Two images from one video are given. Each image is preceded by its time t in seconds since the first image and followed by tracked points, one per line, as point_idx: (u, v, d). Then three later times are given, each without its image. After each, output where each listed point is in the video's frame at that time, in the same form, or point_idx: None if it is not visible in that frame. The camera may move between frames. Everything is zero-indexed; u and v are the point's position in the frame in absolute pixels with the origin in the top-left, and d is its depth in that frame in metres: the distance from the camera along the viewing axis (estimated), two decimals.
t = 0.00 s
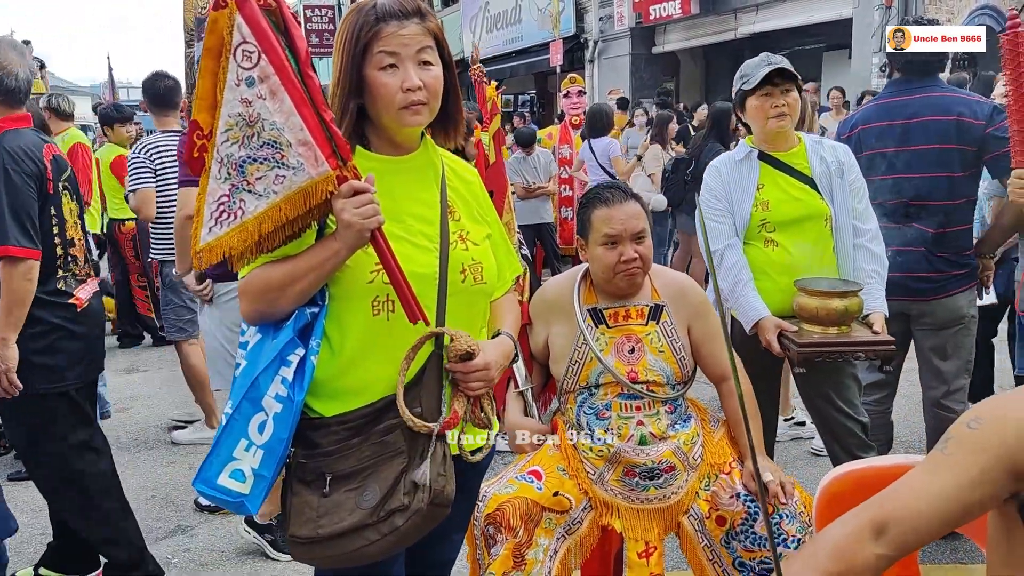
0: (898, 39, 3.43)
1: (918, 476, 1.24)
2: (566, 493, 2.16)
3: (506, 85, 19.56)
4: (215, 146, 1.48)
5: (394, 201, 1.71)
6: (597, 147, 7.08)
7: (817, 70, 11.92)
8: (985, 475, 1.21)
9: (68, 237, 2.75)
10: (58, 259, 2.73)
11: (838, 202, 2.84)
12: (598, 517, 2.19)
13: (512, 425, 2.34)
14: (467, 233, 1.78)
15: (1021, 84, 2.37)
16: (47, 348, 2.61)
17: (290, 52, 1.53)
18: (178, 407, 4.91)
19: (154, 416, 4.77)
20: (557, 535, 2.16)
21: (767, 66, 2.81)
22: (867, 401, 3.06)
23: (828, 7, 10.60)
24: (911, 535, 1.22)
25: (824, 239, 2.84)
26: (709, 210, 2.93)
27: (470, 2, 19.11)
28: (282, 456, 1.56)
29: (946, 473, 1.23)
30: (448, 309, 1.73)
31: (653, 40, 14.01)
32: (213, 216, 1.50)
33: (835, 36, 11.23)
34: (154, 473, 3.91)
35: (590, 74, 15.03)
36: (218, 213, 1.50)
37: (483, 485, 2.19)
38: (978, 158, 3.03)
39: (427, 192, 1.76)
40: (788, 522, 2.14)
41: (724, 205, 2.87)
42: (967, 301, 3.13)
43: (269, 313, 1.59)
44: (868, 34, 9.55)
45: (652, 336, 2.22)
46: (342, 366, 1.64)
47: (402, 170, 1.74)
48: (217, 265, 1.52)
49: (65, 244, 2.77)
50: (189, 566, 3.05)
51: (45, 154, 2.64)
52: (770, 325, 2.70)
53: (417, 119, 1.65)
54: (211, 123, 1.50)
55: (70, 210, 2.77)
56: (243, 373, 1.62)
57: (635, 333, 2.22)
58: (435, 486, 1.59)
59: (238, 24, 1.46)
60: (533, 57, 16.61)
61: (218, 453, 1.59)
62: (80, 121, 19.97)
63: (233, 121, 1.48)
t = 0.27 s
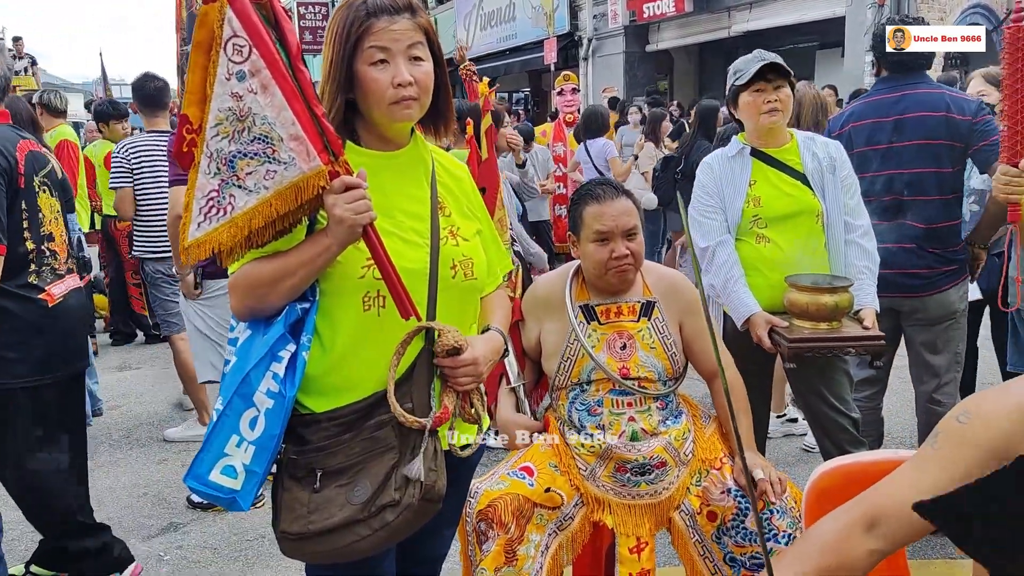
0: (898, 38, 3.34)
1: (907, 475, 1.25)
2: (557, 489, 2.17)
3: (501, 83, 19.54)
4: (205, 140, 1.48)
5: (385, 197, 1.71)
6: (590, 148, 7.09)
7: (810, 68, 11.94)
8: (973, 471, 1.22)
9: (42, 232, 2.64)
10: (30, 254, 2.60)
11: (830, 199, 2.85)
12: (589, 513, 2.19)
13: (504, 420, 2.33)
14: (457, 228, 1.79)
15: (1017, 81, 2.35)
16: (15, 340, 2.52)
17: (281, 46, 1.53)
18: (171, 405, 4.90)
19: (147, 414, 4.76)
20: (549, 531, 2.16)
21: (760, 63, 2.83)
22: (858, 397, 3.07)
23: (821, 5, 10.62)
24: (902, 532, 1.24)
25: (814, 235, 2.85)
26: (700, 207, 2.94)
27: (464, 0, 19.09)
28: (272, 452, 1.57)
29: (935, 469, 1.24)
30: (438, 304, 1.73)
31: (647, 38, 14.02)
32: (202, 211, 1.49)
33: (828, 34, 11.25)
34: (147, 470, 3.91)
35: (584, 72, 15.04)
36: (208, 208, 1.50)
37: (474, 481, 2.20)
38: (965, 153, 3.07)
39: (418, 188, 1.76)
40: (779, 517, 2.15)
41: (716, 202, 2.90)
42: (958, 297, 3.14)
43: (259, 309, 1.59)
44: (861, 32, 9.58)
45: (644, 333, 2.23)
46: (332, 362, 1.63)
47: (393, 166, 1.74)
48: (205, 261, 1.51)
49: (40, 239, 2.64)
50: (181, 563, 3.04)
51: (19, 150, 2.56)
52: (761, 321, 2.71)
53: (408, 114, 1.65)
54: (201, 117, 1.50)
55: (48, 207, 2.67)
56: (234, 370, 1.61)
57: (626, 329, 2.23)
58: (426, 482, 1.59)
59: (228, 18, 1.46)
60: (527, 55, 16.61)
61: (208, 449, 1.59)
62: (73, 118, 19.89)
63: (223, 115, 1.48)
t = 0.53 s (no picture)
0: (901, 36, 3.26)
1: (894, 467, 1.25)
2: (550, 483, 2.17)
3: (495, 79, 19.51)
4: (193, 135, 1.47)
5: (375, 192, 1.70)
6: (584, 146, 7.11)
7: (804, 65, 11.95)
8: (960, 462, 1.23)
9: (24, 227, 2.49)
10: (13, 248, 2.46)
11: (822, 195, 2.86)
12: (581, 507, 2.20)
13: (496, 415, 2.37)
14: (449, 223, 1.79)
15: (1012, 77, 2.35)
16: None
17: (271, 41, 1.53)
18: (164, 401, 4.89)
19: (140, 410, 4.75)
20: (541, 525, 2.17)
21: (754, 57, 2.84)
22: (849, 391, 3.09)
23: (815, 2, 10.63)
24: (888, 522, 1.24)
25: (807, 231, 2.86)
26: (693, 202, 2.95)
27: None
28: (264, 446, 1.56)
29: (922, 460, 1.24)
30: (429, 298, 1.73)
31: (642, 35, 14.02)
32: (190, 207, 1.49)
33: (822, 31, 11.27)
34: (139, 466, 3.90)
35: (578, 69, 15.03)
36: (195, 204, 1.49)
37: (468, 475, 2.20)
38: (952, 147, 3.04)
39: (409, 183, 1.76)
40: (771, 511, 2.15)
41: (709, 197, 2.91)
42: (948, 292, 3.16)
43: (249, 303, 1.59)
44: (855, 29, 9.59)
45: (636, 328, 2.23)
46: (324, 356, 1.64)
47: (384, 161, 1.73)
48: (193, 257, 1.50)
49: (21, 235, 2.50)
50: (174, 559, 3.04)
51: None
52: (754, 317, 2.71)
53: (399, 109, 1.64)
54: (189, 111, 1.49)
55: (28, 201, 2.55)
56: (226, 363, 1.61)
57: (618, 324, 2.24)
58: (418, 475, 1.60)
59: (218, 13, 1.45)
60: (522, 51, 16.60)
61: (199, 443, 1.58)
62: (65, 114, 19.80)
63: (212, 110, 1.47)
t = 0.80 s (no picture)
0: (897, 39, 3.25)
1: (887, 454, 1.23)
2: (544, 475, 2.17)
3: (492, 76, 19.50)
4: (184, 126, 1.48)
5: (367, 182, 1.70)
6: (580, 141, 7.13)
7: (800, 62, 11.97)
8: (952, 449, 1.22)
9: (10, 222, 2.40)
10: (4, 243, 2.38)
11: (817, 187, 2.86)
12: (576, 498, 2.20)
13: (491, 407, 2.38)
14: (441, 212, 1.79)
15: (1015, 70, 2.30)
16: None
17: (261, 29, 1.51)
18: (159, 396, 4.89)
19: (136, 405, 4.76)
20: (535, 517, 2.17)
21: (751, 49, 2.85)
22: (842, 384, 3.10)
23: None
24: (882, 510, 1.22)
25: (800, 223, 2.86)
26: (689, 194, 2.95)
27: None
28: (256, 436, 1.56)
29: (914, 447, 1.24)
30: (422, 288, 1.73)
31: (638, 31, 14.03)
32: (181, 197, 1.49)
33: (819, 28, 11.28)
34: (135, 460, 3.91)
35: (575, 66, 15.03)
36: (187, 193, 1.49)
37: (463, 467, 2.20)
38: (938, 147, 3.06)
39: (401, 173, 1.76)
40: (764, 502, 2.15)
41: (704, 189, 2.91)
42: (940, 285, 3.17)
43: (241, 293, 1.59)
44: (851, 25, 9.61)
45: (629, 319, 2.24)
46: (316, 344, 1.64)
47: (375, 151, 1.74)
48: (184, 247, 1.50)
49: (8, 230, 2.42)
50: (169, 552, 3.04)
51: None
52: (748, 309, 2.72)
53: (390, 99, 1.64)
54: (178, 102, 1.49)
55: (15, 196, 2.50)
56: (219, 353, 1.61)
57: (612, 315, 2.24)
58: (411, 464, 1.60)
59: (208, 3, 1.45)
60: (519, 48, 16.60)
61: (192, 433, 1.58)
62: (61, 111, 19.73)
63: (203, 100, 1.47)
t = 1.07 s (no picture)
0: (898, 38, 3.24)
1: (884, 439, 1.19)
2: (540, 465, 2.18)
3: (490, 73, 19.50)
4: (182, 114, 1.48)
5: (364, 171, 1.70)
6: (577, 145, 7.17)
7: (797, 60, 11.98)
8: (949, 435, 1.18)
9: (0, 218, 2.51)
10: None
11: (813, 180, 2.87)
12: (572, 489, 2.21)
13: (488, 399, 2.37)
14: (437, 201, 1.79)
15: (1011, 63, 2.35)
16: None
17: (255, 17, 1.51)
18: (157, 391, 4.89)
19: (133, 400, 4.76)
20: (531, 507, 2.18)
21: (749, 41, 2.84)
22: (838, 377, 3.11)
23: None
24: (878, 496, 1.18)
25: (796, 216, 2.87)
26: (686, 188, 2.96)
27: None
28: (253, 424, 1.56)
29: (911, 432, 1.20)
30: (418, 276, 1.74)
31: (636, 29, 14.04)
32: (183, 183, 1.49)
33: (816, 25, 11.30)
34: (132, 455, 3.91)
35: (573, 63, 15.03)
36: (188, 179, 1.49)
37: (459, 458, 2.21)
38: (934, 142, 3.07)
39: (397, 162, 1.76)
40: (759, 493, 2.16)
41: (701, 183, 2.91)
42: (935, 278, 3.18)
43: (238, 281, 1.60)
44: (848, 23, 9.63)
45: (625, 310, 2.24)
46: (312, 333, 1.64)
47: (371, 140, 1.74)
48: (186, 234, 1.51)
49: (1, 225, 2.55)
50: (166, 545, 3.05)
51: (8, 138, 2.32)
52: (744, 301, 2.73)
53: (385, 88, 1.65)
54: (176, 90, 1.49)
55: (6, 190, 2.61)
56: (215, 341, 1.61)
57: (608, 307, 2.24)
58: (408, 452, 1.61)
59: None
60: (516, 46, 16.60)
61: (189, 421, 1.58)
62: (58, 108, 19.73)
63: (199, 88, 1.48)
